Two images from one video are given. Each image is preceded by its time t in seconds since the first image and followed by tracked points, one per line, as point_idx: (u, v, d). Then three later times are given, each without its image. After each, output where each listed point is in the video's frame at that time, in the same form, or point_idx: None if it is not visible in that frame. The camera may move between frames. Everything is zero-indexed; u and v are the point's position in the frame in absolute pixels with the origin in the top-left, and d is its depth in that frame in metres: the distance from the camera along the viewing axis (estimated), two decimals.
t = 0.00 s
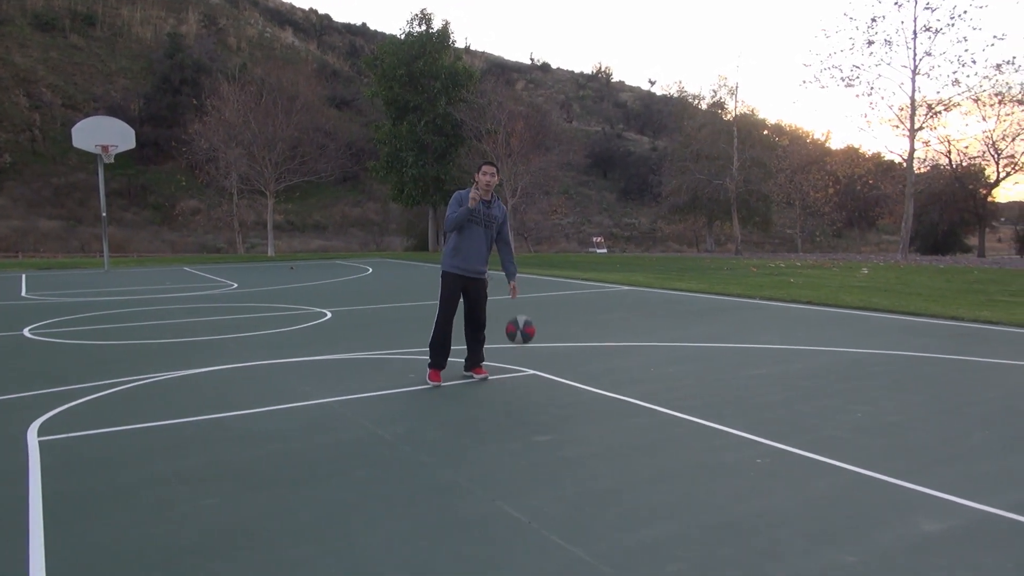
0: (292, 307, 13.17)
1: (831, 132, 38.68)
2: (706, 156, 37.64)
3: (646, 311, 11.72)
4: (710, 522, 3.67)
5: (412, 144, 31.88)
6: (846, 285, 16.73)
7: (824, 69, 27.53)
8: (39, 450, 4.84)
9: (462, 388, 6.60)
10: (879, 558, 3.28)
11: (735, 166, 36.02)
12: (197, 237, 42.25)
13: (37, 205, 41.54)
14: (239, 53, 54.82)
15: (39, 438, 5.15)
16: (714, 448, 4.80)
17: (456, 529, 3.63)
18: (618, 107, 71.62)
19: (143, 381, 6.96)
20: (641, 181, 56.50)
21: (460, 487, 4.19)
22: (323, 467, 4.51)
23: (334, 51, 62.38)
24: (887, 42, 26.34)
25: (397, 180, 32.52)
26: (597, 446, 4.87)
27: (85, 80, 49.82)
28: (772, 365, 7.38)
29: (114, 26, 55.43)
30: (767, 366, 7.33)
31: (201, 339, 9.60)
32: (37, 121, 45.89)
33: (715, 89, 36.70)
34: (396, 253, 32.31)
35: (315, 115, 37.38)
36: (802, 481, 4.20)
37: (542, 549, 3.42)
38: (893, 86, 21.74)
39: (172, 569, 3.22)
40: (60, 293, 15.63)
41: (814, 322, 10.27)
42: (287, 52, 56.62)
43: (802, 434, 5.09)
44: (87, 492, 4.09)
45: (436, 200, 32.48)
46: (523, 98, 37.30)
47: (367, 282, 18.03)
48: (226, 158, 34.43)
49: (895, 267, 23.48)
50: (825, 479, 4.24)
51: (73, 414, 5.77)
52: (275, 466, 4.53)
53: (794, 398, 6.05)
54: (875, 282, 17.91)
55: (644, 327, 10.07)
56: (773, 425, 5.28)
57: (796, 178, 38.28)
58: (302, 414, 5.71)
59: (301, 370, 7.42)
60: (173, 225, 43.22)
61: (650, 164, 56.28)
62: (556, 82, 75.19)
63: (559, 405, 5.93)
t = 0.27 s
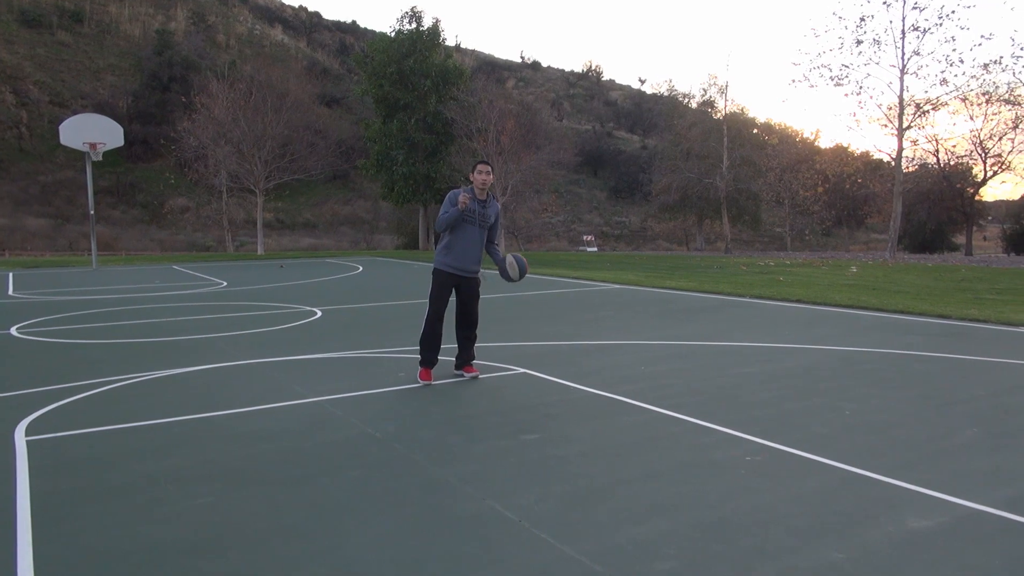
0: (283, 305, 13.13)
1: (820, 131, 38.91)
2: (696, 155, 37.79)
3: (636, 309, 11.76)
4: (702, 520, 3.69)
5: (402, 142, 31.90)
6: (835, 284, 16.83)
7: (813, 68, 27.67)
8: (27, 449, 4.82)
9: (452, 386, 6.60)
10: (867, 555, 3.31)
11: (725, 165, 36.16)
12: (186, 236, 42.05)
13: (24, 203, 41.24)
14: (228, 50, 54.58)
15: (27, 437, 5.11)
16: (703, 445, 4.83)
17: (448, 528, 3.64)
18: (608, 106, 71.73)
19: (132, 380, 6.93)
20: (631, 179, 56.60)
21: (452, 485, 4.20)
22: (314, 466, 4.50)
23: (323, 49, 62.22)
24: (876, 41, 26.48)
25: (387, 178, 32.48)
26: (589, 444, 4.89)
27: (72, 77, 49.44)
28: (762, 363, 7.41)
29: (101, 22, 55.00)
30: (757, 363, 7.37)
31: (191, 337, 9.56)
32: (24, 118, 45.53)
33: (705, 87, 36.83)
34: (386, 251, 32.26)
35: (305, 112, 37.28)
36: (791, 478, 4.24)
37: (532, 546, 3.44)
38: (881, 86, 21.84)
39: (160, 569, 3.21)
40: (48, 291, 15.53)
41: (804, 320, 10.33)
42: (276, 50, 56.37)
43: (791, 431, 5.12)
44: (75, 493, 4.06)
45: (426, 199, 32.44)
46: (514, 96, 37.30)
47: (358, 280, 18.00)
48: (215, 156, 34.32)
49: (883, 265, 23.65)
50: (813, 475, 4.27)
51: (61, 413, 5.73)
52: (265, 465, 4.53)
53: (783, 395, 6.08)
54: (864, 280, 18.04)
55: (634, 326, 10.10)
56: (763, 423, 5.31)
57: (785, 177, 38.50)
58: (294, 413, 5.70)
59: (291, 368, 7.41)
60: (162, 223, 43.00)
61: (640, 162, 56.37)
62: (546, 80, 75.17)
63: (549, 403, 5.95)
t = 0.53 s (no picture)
0: (276, 303, 13.09)
1: (811, 130, 39.07)
2: (688, 154, 37.87)
3: (629, 308, 11.77)
4: (695, 518, 3.69)
5: (395, 141, 31.87)
6: (827, 283, 16.89)
7: (806, 67, 27.80)
8: (17, 449, 4.78)
9: (445, 385, 6.58)
10: (861, 554, 3.31)
11: (718, 164, 36.28)
12: (177, 234, 41.87)
13: (13, 200, 41.00)
14: (220, 48, 54.39)
15: (17, 436, 5.07)
16: (697, 444, 4.83)
17: (441, 527, 3.63)
18: (601, 105, 71.80)
19: (123, 379, 6.88)
20: (624, 178, 56.68)
21: (446, 484, 4.19)
22: (305, 466, 4.48)
23: (316, 47, 62.06)
24: (867, 41, 26.59)
25: (380, 176, 32.43)
26: (582, 443, 4.89)
27: (63, 75, 49.15)
28: (756, 361, 7.42)
29: (92, 19, 54.66)
30: (750, 362, 7.38)
31: (183, 336, 9.52)
32: (13, 115, 45.25)
33: (697, 87, 36.94)
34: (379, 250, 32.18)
35: (297, 111, 37.19)
36: (784, 477, 4.24)
37: (525, 546, 3.43)
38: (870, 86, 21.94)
39: (151, 569, 3.19)
40: (38, 290, 15.44)
41: (796, 319, 10.35)
42: (268, 48, 56.16)
43: (785, 430, 5.12)
44: (63, 493, 4.02)
45: (419, 197, 32.38)
46: (507, 95, 37.28)
47: (351, 279, 17.97)
48: (207, 154, 34.19)
49: (875, 265, 23.74)
50: (806, 474, 4.28)
51: (51, 412, 5.69)
52: (256, 464, 4.49)
53: (776, 394, 6.09)
54: (856, 279, 18.10)
55: (627, 324, 10.10)
56: (755, 422, 5.31)
57: (777, 176, 38.62)
58: (286, 412, 5.68)
59: (283, 367, 7.39)
60: (153, 221, 42.82)
61: (633, 161, 56.43)
62: (539, 79, 75.15)
63: (543, 402, 5.94)
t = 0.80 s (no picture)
0: (274, 302, 13.07)
1: (809, 130, 39.10)
2: (686, 153, 37.87)
3: (628, 307, 11.78)
4: (694, 518, 3.69)
5: (393, 140, 31.82)
6: (825, 282, 16.89)
7: (803, 67, 27.82)
8: (15, 448, 4.77)
9: (444, 385, 6.58)
10: (859, 553, 3.32)
11: (716, 163, 36.30)
12: (174, 232, 41.80)
13: (10, 199, 40.94)
14: (218, 46, 54.32)
15: (14, 435, 5.06)
16: (695, 443, 4.83)
17: (439, 527, 3.62)
18: (599, 104, 71.79)
19: (121, 378, 6.87)
20: (622, 177, 56.67)
21: (445, 483, 4.18)
22: (304, 465, 4.47)
23: (314, 45, 62.00)
24: (865, 41, 26.58)
25: (377, 174, 32.38)
26: (581, 443, 4.89)
27: (59, 73, 49.01)
28: (754, 361, 7.42)
29: (89, 17, 54.50)
30: (749, 362, 7.38)
31: (180, 335, 9.50)
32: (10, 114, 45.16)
33: (695, 86, 36.96)
34: (376, 248, 32.15)
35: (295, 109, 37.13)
36: (783, 476, 4.24)
37: (524, 545, 3.43)
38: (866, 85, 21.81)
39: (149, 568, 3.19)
40: (36, 288, 15.42)
41: (794, 319, 10.35)
42: (266, 46, 56.02)
43: (783, 430, 5.13)
44: (62, 492, 4.01)
45: (417, 196, 32.34)
46: (505, 94, 37.24)
47: (349, 278, 17.95)
48: (204, 152, 34.12)
49: (873, 264, 23.76)
50: (805, 474, 4.28)
51: (49, 411, 5.68)
52: (254, 463, 4.49)
53: (774, 394, 6.10)
54: (854, 279, 18.11)
55: (626, 324, 10.10)
56: (755, 422, 5.31)
57: (775, 175, 38.64)
58: (284, 411, 5.67)
59: (281, 366, 7.38)
60: (150, 220, 42.77)
61: (631, 161, 56.42)
62: (537, 78, 75.10)
63: (541, 401, 5.94)
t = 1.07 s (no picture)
0: (279, 299, 13.08)
1: (815, 127, 39.00)
2: (692, 150, 37.81)
3: (633, 305, 11.76)
4: (700, 516, 3.67)
5: (398, 137, 31.82)
6: (831, 280, 16.82)
7: (809, 63, 27.74)
8: (21, 445, 4.78)
9: (449, 382, 6.57)
10: (866, 551, 3.30)
11: (721, 160, 36.23)
12: (180, 230, 41.90)
13: (17, 196, 41.10)
14: (223, 43, 54.39)
15: (21, 432, 5.07)
16: (701, 440, 4.82)
17: (444, 524, 3.61)
18: (605, 101, 71.69)
19: (126, 374, 6.89)
20: (628, 174, 56.57)
21: (449, 481, 4.17)
22: (309, 462, 4.47)
23: (319, 42, 62.02)
24: (872, 37, 26.47)
25: (383, 172, 32.40)
26: (586, 439, 4.87)
27: (65, 70, 49.13)
28: (760, 359, 7.39)
29: (95, 15, 54.55)
30: (754, 360, 7.35)
31: (186, 332, 9.51)
32: (17, 111, 45.28)
33: (701, 83, 36.88)
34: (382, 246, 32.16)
35: (300, 106, 37.14)
36: (788, 473, 4.22)
37: (529, 542, 3.42)
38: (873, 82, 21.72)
39: (153, 565, 3.19)
40: (42, 285, 15.45)
41: (800, 316, 10.30)
42: (271, 43, 56.03)
43: (789, 427, 5.11)
44: (67, 488, 4.02)
45: (422, 193, 32.34)
46: (510, 91, 37.20)
47: (354, 275, 17.94)
48: (210, 150, 34.17)
49: (879, 262, 23.68)
50: (811, 471, 4.26)
51: (55, 408, 5.69)
52: (259, 460, 4.49)
53: (780, 391, 6.07)
54: (860, 276, 18.04)
55: (631, 321, 10.07)
56: (760, 419, 5.29)
57: (781, 173, 38.54)
58: (289, 408, 5.68)
59: (286, 363, 7.38)
60: (156, 217, 42.90)
61: (637, 158, 56.31)
62: (543, 74, 74.95)
63: (546, 399, 5.92)
